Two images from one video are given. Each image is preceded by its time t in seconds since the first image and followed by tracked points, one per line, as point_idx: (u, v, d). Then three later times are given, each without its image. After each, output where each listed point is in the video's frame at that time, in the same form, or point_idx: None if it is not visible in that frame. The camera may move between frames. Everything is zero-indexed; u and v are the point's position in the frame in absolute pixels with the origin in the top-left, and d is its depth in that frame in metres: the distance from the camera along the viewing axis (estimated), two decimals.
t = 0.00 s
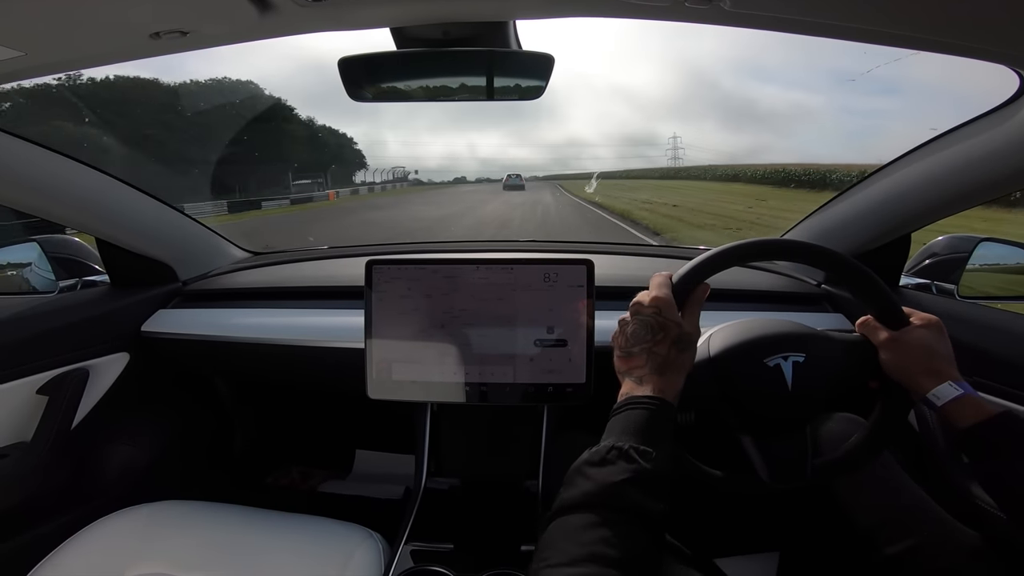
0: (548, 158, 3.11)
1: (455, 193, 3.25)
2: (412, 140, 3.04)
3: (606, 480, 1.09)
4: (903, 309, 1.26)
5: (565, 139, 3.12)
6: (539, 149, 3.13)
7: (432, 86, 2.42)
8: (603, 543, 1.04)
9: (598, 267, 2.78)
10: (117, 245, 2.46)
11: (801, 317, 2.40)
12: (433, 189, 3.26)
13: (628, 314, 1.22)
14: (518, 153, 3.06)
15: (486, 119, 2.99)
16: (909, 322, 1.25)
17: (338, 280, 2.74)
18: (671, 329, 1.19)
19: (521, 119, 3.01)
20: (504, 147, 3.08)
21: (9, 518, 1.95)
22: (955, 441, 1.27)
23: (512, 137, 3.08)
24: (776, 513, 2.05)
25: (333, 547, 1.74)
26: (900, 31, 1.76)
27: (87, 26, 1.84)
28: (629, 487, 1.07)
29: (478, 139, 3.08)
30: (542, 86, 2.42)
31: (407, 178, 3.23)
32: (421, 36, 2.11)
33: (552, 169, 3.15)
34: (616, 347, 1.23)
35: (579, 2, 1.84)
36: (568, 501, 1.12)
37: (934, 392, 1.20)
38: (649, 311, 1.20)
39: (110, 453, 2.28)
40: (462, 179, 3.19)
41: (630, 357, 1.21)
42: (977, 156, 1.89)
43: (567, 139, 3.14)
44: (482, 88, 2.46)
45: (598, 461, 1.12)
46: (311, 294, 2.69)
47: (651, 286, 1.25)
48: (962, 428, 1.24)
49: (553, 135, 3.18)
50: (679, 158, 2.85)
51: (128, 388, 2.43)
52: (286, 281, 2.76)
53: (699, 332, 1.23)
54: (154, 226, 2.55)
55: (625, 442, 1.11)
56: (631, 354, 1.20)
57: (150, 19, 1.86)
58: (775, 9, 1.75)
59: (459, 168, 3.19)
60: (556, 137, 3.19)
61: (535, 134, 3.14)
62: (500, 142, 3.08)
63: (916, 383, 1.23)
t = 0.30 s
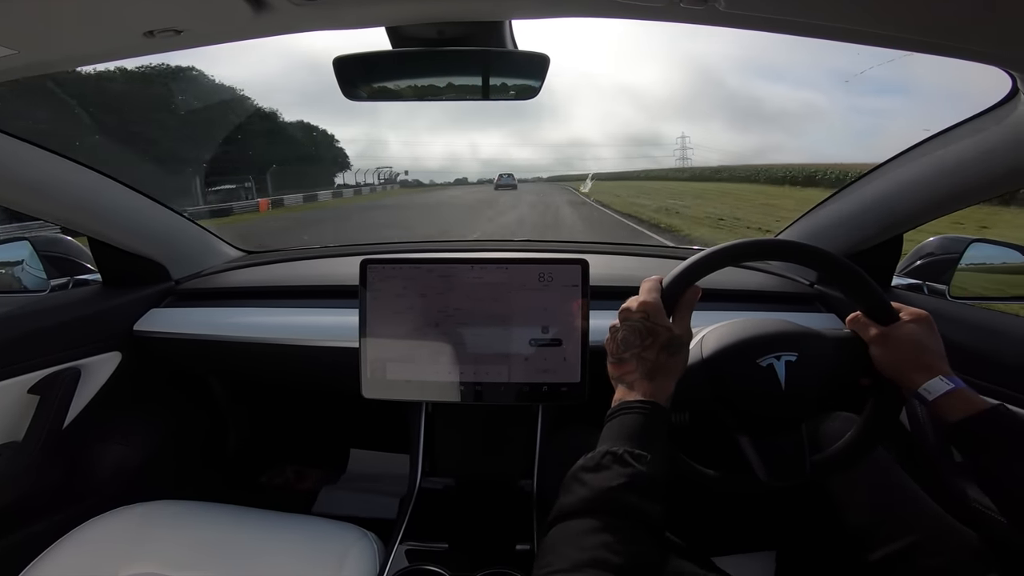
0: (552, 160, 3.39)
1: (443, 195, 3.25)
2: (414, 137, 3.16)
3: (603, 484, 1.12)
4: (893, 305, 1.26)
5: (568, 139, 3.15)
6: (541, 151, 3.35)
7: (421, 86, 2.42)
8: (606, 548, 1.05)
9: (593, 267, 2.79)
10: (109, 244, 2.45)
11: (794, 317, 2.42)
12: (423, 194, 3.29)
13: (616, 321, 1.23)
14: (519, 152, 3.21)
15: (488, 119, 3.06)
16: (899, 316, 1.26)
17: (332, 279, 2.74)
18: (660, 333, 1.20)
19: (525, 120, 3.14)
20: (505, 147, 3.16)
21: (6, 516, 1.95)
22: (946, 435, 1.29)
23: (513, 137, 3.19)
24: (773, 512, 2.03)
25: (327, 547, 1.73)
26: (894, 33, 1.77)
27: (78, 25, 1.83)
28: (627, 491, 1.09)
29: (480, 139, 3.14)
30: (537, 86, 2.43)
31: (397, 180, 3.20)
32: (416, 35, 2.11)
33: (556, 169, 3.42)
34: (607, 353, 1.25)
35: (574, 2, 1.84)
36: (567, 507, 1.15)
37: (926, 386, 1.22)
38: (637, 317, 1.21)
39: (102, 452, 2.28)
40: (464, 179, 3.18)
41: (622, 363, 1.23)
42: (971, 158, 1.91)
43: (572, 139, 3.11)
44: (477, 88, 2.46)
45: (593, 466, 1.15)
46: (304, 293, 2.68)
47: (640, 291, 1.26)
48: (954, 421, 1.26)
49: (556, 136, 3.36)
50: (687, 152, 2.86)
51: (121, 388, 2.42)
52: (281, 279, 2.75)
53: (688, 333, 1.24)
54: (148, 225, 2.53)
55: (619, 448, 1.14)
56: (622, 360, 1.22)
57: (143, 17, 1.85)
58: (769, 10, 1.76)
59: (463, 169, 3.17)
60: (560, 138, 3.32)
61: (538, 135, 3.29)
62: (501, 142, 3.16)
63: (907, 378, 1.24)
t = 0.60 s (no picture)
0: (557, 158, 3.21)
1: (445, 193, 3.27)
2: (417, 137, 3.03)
3: (596, 489, 1.12)
4: (880, 304, 1.28)
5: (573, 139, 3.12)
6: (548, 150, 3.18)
7: (402, 88, 2.43)
8: (598, 553, 1.07)
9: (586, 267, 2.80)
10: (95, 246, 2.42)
11: (783, 318, 2.44)
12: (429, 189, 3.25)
13: (606, 323, 1.24)
14: (525, 153, 3.10)
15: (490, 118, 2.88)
16: (886, 315, 1.29)
17: (324, 279, 2.73)
18: (649, 334, 1.21)
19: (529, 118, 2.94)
20: (511, 147, 3.07)
21: None
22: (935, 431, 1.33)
23: (518, 137, 3.04)
24: (763, 511, 2.00)
25: (320, 549, 1.73)
26: (882, 37, 1.79)
27: (65, 24, 1.81)
28: (619, 495, 1.10)
29: (484, 139, 3.03)
30: (530, 87, 2.44)
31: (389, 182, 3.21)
32: (409, 36, 2.11)
33: (562, 170, 3.24)
34: (598, 355, 1.25)
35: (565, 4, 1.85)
36: (561, 512, 1.16)
37: (913, 385, 1.25)
38: (626, 319, 1.21)
39: (90, 455, 2.25)
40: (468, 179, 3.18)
41: (615, 365, 1.23)
42: (958, 159, 1.93)
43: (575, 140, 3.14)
44: (470, 89, 2.46)
45: (587, 471, 1.15)
46: (294, 294, 2.67)
47: (630, 293, 1.27)
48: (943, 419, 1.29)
49: (562, 136, 3.15)
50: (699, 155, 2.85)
51: (109, 392, 2.38)
52: (272, 281, 2.73)
53: (678, 335, 1.24)
54: (135, 225, 2.50)
55: (611, 452, 1.14)
56: (614, 362, 1.22)
57: (132, 17, 1.83)
58: (759, 12, 1.78)
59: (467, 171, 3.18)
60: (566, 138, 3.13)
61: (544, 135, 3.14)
62: (507, 142, 3.05)
63: (895, 376, 1.27)
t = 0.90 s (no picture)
0: (568, 160, 3.13)
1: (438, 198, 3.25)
2: (426, 141, 3.12)
3: (602, 494, 1.15)
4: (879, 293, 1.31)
5: (583, 140, 3.10)
6: (562, 153, 3.12)
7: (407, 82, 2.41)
8: (605, 558, 1.09)
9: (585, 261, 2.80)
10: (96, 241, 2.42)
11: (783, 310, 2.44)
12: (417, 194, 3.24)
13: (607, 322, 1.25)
14: (534, 154, 3.13)
15: (497, 122, 3.00)
16: (885, 305, 1.30)
17: (325, 274, 2.74)
18: (650, 336, 1.22)
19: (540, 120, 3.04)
20: (520, 148, 3.14)
21: None
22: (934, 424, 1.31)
23: (527, 138, 3.12)
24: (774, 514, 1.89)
25: (324, 544, 1.74)
26: (885, 30, 1.77)
27: (63, 20, 1.80)
28: (622, 501, 1.13)
29: (494, 141, 3.11)
30: (529, 82, 2.43)
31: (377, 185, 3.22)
32: (410, 29, 2.10)
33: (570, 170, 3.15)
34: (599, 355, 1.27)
35: None
36: (567, 518, 1.19)
37: (915, 375, 1.26)
38: (626, 319, 1.23)
39: (93, 453, 2.26)
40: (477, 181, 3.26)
41: (618, 366, 1.24)
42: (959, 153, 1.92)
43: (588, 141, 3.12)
44: (469, 83, 2.45)
45: (591, 477, 1.18)
46: (294, 288, 2.68)
47: (629, 292, 1.28)
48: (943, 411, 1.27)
49: (574, 135, 3.13)
50: (715, 155, 2.85)
51: (111, 388, 2.40)
52: (274, 276, 2.74)
53: (678, 333, 1.26)
54: (136, 223, 2.51)
55: (614, 457, 1.17)
56: (617, 363, 1.24)
57: (129, 13, 1.82)
58: (762, 6, 1.76)
59: (476, 173, 3.26)
60: (576, 138, 3.12)
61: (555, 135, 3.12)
62: (515, 143, 3.14)
63: (897, 365, 1.29)
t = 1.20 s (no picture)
0: (580, 163, 3.14)
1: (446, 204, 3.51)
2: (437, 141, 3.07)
3: (604, 503, 1.19)
4: (879, 286, 1.29)
5: (597, 141, 3.03)
6: (574, 154, 3.10)
7: (408, 88, 2.42)
8: (606, 567, 1.14)
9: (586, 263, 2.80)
10: (101, 253, 2.43)
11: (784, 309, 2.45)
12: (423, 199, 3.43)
13: (607, 333, 1.24)
14: (545, 154, 3.06)
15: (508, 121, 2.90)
16: (883, 296, 1.29)
17: (325, 281, 2.74)
18: (653, 345, 1.21)
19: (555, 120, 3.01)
20: (530, 148, 3.03)
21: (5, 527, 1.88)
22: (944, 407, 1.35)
23: (540, 139, 3.03)
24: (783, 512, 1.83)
25: (327, 552, 1.73)
26: (878, 28, 1.77)
27: (60, 27, 1.82)
28: (622, 510, 1.17)
29: (505, 140, 3.00)
30: (527, 85, 2.43)
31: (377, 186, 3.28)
32: (405, 35, 2.11)
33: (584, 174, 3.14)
34: (602, 366, 1.27)
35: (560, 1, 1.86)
36: (571, 526, 1.22)
37: (918, 363, 1.28)
38: (627, 329, 1.21)
39: (97, 461, 2.26)
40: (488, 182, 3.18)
41: (621, 376, 1.25)
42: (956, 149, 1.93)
43: (602, 142, 3.00)
44: (466, 88, 2.45)
45: (595, 486, 1.22)
46: (296, 296, 2.68)
47: (627, 300, 1.25)
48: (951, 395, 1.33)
49: (587, 136, 3.04)
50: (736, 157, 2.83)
51: (115, 395, 2.40)
52: (275, 284, 2.74)
53: (679, 339, 1.26)
54: (138, 234, 2.52)
55: (618, 465, 1.20)
56: (619, 373, 1.25)
57: (125, 21, 1.85)
58: (754, 7, 1.77)
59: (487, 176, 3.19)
60: (589, 139, 3.06)
61: (568, 135, 3.06)
62: (526, 143, 3.01)
63: (899, 357, 1.29)
